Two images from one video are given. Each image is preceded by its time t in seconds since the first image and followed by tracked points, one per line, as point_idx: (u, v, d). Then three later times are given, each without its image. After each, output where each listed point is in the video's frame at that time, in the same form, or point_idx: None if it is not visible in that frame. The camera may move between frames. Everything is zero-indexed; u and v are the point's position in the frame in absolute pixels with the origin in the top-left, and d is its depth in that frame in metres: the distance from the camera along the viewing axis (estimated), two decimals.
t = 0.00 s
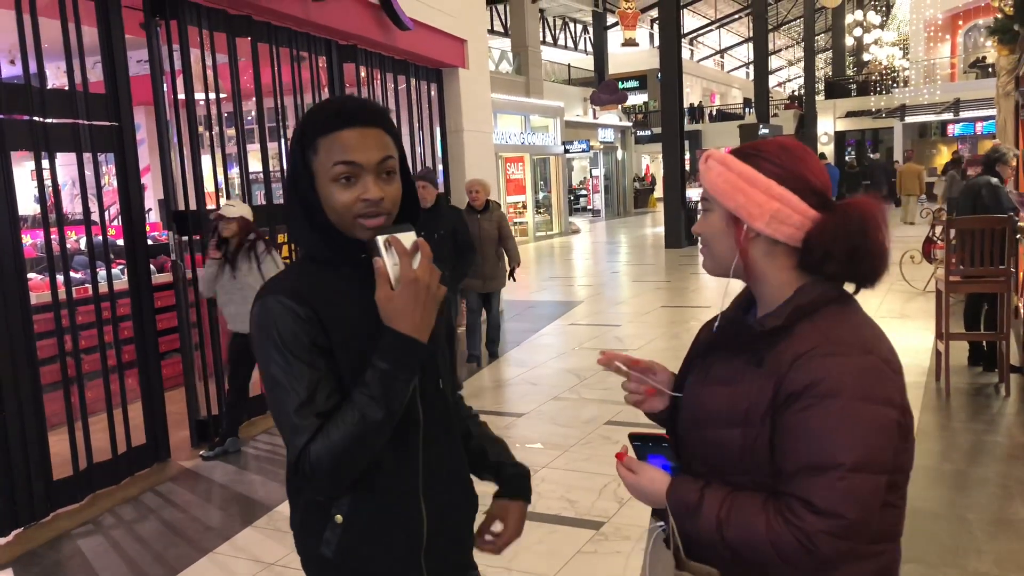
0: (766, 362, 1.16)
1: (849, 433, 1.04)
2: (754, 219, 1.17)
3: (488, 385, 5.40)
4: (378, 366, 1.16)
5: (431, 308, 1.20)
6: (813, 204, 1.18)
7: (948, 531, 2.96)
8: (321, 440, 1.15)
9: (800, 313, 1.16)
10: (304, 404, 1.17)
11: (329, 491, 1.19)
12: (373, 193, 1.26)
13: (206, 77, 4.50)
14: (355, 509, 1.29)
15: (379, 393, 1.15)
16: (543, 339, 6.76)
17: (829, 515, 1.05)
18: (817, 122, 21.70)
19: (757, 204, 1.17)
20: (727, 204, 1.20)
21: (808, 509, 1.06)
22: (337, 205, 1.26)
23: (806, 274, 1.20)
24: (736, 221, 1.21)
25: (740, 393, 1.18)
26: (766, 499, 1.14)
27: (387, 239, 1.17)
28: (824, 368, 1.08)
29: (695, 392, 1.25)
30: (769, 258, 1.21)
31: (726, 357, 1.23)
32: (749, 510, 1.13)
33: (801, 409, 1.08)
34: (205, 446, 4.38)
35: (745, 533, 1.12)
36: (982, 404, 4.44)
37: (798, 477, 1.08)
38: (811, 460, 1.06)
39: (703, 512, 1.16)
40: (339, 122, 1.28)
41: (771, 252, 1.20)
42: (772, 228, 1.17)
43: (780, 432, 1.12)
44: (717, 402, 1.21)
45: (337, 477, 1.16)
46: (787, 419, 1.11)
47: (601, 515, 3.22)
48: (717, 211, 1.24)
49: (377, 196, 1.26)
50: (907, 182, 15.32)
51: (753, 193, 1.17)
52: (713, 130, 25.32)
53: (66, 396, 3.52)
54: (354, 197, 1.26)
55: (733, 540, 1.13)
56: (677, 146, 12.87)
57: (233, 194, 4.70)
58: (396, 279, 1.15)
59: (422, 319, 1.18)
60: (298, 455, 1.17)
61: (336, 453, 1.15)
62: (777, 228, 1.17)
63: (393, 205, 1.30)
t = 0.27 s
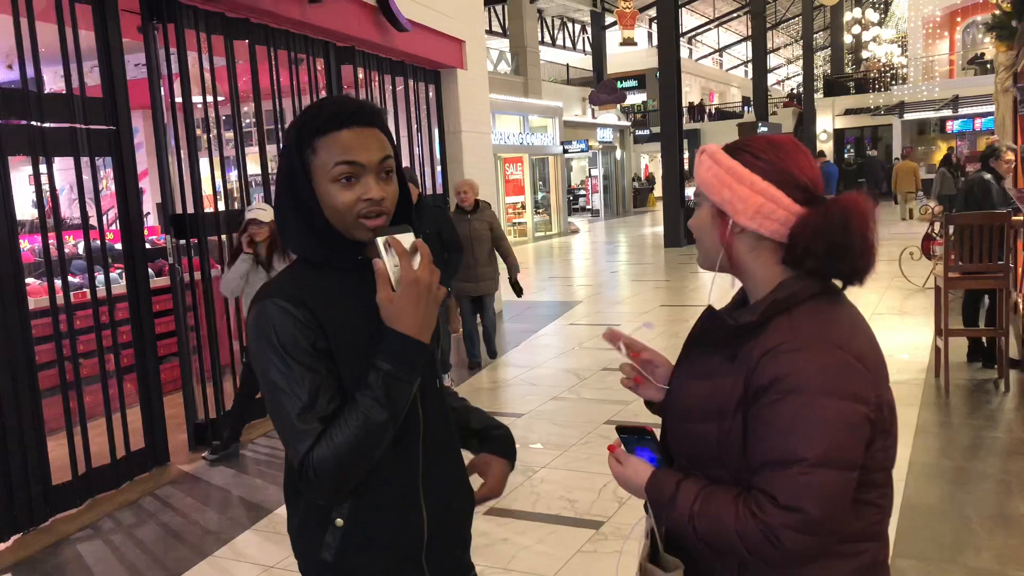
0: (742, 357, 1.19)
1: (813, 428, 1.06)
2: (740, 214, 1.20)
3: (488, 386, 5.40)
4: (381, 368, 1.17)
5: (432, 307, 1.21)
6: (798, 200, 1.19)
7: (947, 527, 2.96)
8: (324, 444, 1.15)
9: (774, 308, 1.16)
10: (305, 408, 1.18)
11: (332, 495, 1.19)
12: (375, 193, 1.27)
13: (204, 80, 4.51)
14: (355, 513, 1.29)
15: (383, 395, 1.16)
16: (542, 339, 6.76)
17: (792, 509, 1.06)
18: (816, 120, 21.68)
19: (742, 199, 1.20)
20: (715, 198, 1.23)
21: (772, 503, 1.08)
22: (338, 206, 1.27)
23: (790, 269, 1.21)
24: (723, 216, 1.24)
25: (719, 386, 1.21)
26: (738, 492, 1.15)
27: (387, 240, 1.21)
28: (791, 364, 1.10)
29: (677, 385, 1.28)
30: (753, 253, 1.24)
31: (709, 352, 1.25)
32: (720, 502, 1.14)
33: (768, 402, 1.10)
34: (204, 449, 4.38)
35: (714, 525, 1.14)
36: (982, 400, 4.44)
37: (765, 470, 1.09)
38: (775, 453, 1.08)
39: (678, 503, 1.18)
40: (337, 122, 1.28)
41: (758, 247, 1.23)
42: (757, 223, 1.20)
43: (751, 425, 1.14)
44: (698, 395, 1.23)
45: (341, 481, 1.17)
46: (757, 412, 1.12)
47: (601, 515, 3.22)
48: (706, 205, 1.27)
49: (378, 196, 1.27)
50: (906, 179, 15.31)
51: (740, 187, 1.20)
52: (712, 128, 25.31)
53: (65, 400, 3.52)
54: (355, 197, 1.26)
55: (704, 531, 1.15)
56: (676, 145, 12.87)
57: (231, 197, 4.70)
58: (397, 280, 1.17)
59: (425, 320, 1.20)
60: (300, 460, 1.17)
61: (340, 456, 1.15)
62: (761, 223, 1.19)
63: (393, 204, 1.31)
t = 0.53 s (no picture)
0: (733, 359, 1.19)
1: (802, 429, 1.06)
2: (729, 218, 1.21)
3: (488, 389, 5.40)
4: (387, 372, 1.18)
5: (435, 311, 1.22)
6: (787, 202, 1.20)
7: (947, 526, 2.96)
8: (331, 449, 1.16)
9: (764, 310, 1.17)
10: (310, 413, 1.18)
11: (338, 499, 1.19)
12: (376, 196, 1.28)
13: (201, 85, 4.51)
14: (357, 517, 1.30)
15: (389, 399, 1.17)
16: (542, 341, 6.76)
17: (784, 511, 1.06)
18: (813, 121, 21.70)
19: (730, 202, 1.21)
20: (704, 201, 1.24)
21: (764, 505, 1.08)
22: (340, 208, 1.27)
23: (782, 270, 1.21)
24: (714, 219, 1.25)
25: (710, 388, 1.21)
26: (730, 494, 1.16)
27: (390, 243, 1.21)
28: (781, 365, 1.10)
29: (669, 388, 1.28)
30: (743, 255, 1.24)
31: (700, 356, 1.26)
32: (712, 505, 1.15)
33: (759, 404, 1.11)
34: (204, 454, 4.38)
35: (706, 527, 1.14)
36: (981, 399, 4.44)
37: (757, 472, 1.10)
38: (766, 456, 1.08)
39: (672, 507, 1.18)
40: (337, 127, 1.29)
41: (747, 249, 1.24)
42: (746, 225, 1.20)
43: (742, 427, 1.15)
44: (690, 397, 1.24)
45: (347, 485, 1.17)
46: (748, 414, 1.13)
47: (601, 517, 3.22)
48: (697, 209, 1.28)
49: (380, 199, 1.28)
50: (902, 178, 15.34)
51: (728, 191, 1.21)
52: (710, 130, 25.33)
53: (65, 407, 3.52)
54: (358, 200, 1.27)
55: (697, 533, 1.16)
56: (674, 147, 12.88)
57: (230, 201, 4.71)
58: (399, 283, 1.18)
59: (428, 322, 1.21)
60: (306, 466, 1.17)
61: (348, 461, 1.16)
62: (750, 226, 1.20)
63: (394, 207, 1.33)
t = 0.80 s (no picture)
0: (733, 359, 1.18)
1: (810, 429, 1.05)
2: (722, 220, 1.20)
3: (483, 389, 5.38)
4: (384, 369, 1.17)
5: (432, 309, 1.21)
6: (780, 202, 1.19)
7: (943, 527, 2.97)
8: (328, 446, 1.15)
9: (764, 310, 1.16)
10: (307, 412, 1.17)
11: (335, 497, 1.18)
12: (376, 192, 1.27)
13: (196, 83, 4.49)
14: (354, 515, 1.29)
15: (387, 396, 1.16)
16: (537, 341, 6.75)
17: (794, 511, 1.06)
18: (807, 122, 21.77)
19: (722, 204, 1.20)
20: (696, 205, 1.24)
21: (771, 505, 1.07)
22: (338, 204, 1.26)
23: (777, 270, 1.21)
24: (706, 222, 1.25)
25: (710, 388, 1.20)
26: (735, 495, 1.15)
27: (385, 241, 1.20)
28: (784, 365, 1.10)
29: (668, 389, 1.28)
30: (739, 256, 1.23)
31: (700, 354, 1.25)
32: (718, 507, 1.14)
33: (763, 404, 1.10)
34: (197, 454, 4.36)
35: (712, 528, 1.13)
36: (976, 400, 4.45)
37: (762, 472, 1.09)
38: (772, 456, 1.07)
39: (675, 509, 1.17)
40: (336, 123, 1.28)
41: (742, 251, 1.23)
42: (739, 227, 1.20)
43: (746, 427, 1.14)
44: (690, 398, 1.23)
45: (344, 483, 1.16)
46: (752, 414, 1.12)
47: (598, 517, 3.21)
48: (690, 212, 1.27)
49: (378, 195, 1.27)
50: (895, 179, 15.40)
51: (719, 194, 1.20)
52: (705, 131, 25.39)
53: (59, 405, 3.50)
54: (358, 196, 1.26)
55: (701, 535, 1.15)
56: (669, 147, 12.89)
57: (224, 199, 4.68)
58: (396, 280, 1.17)
59: (424, 319, 1.20)
60: (303, 464, 1.16)
61: (346, 458, 1.15)
62: (743, 227, 1.19)
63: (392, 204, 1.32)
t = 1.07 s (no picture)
0: (732, 358, 1.19)
1: (809, 426, 1.06)
2: (718, 221, 1.21)
3: (480, 388, 5.39)
4: (384, 366, 1.17)
5: (432, 306, 1.22)
6: (774, 200, 1.20)
7: (938, 525, 2.98)
8: (329, 444, 1.15)
9: (762, 308, 1.17)
10: (307, 411, 1.17)
11: (336, 496, 1.18)
12: (379, 190, 1.29)
13: (192, 82, 4.49)
14: (354, 514, 1.29)
15: (387, 393, 1.16)
16: (534, 341, 6.76)
17: (795, 508, 1.06)
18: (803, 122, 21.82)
19: (718, 205, 1.21)
20: (692, 205, 1.24)
21: (773, 503, 1.08)
22: (339, 202, 1.26)
23: (774, 269, 1.21)
24: (702, 223, 1.25)
25: (709, 387, 1.21)
26: (734, 494, 1.16)
27: (382, 240, 1.21)
28: (784, 363, 1.10)
29: (667, 388, 1.28)
30: (736, 256, 1.24)
31: (699, 353, 1.26)
32: (718, 506, 1.15)
33: (763, 403, 1.11)
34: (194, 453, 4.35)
35: (712, 528, 1.14)
36: (971, 400, 4.47)
37: (763, 470, 1.10)
38: (773, 454, 1.08)
39: (675, 508, 1.18)
40: (337, 122, 1.28)
41: (739, 250, 1.24)
42: (736, 227, 1.20)
43: (745, 425, 1.15)
44: (689, 397, 1.23)
45: (346, 480, 1.17)
46: (752, 413, 1.13)
47: (595, 516, 3.22)
48: (685, 213, 1.27)
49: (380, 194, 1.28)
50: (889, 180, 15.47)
51: (715, 194, 1.21)
52: (701, 131, 25.44)
53: (55, 404, 3.49)
54: (361, 193, 1.27)
55: (702, 534, 1.15)
56: (665, 147, 12.91)
57: (220, 198, 4.68)
58: (395, 278, 1.18)
59: (424, 316, 1.20)
60: (305, 463, 1.16)
61: (348, 455, 1.15)
62: (739, 227, 1.20)
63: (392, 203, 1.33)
